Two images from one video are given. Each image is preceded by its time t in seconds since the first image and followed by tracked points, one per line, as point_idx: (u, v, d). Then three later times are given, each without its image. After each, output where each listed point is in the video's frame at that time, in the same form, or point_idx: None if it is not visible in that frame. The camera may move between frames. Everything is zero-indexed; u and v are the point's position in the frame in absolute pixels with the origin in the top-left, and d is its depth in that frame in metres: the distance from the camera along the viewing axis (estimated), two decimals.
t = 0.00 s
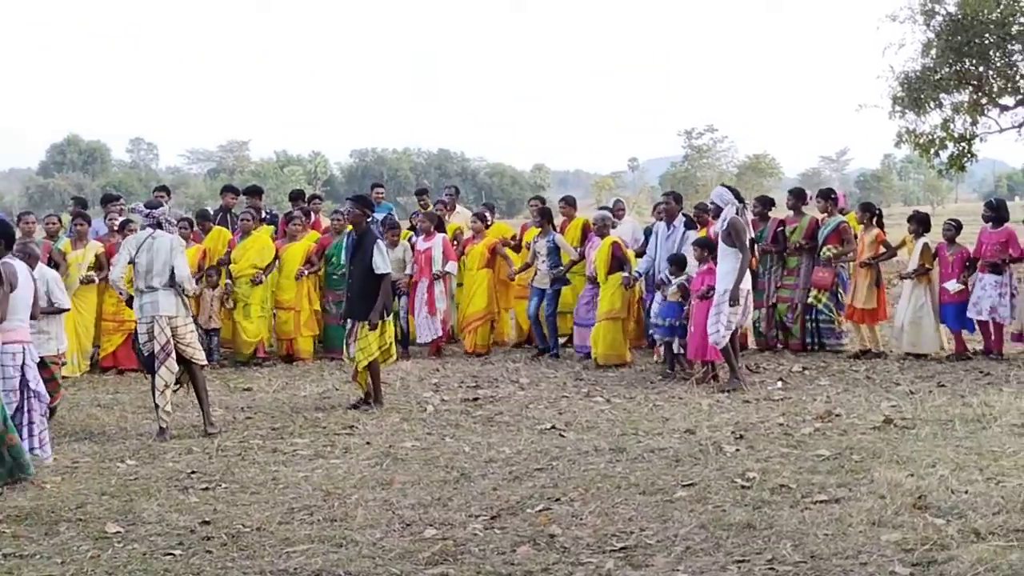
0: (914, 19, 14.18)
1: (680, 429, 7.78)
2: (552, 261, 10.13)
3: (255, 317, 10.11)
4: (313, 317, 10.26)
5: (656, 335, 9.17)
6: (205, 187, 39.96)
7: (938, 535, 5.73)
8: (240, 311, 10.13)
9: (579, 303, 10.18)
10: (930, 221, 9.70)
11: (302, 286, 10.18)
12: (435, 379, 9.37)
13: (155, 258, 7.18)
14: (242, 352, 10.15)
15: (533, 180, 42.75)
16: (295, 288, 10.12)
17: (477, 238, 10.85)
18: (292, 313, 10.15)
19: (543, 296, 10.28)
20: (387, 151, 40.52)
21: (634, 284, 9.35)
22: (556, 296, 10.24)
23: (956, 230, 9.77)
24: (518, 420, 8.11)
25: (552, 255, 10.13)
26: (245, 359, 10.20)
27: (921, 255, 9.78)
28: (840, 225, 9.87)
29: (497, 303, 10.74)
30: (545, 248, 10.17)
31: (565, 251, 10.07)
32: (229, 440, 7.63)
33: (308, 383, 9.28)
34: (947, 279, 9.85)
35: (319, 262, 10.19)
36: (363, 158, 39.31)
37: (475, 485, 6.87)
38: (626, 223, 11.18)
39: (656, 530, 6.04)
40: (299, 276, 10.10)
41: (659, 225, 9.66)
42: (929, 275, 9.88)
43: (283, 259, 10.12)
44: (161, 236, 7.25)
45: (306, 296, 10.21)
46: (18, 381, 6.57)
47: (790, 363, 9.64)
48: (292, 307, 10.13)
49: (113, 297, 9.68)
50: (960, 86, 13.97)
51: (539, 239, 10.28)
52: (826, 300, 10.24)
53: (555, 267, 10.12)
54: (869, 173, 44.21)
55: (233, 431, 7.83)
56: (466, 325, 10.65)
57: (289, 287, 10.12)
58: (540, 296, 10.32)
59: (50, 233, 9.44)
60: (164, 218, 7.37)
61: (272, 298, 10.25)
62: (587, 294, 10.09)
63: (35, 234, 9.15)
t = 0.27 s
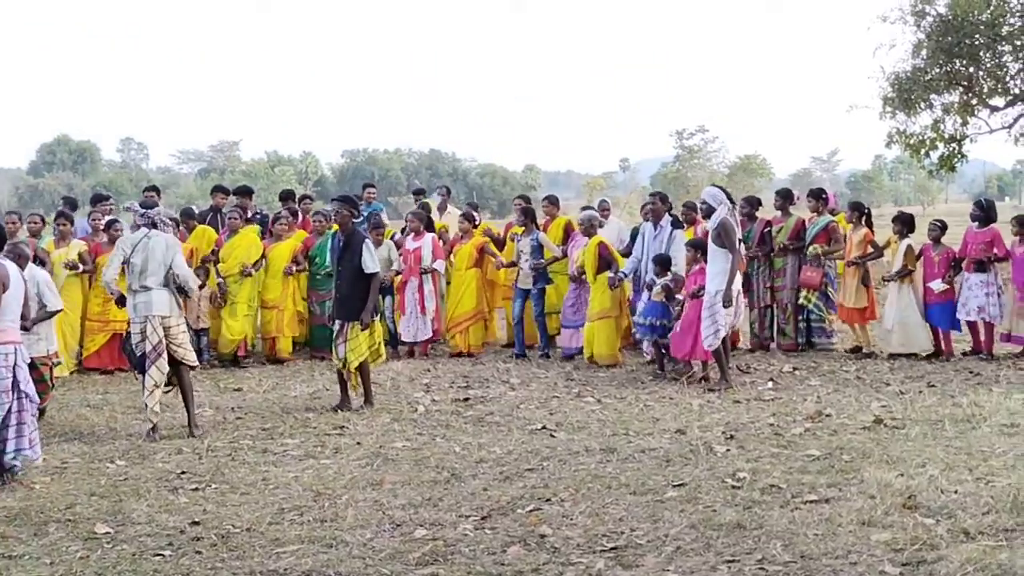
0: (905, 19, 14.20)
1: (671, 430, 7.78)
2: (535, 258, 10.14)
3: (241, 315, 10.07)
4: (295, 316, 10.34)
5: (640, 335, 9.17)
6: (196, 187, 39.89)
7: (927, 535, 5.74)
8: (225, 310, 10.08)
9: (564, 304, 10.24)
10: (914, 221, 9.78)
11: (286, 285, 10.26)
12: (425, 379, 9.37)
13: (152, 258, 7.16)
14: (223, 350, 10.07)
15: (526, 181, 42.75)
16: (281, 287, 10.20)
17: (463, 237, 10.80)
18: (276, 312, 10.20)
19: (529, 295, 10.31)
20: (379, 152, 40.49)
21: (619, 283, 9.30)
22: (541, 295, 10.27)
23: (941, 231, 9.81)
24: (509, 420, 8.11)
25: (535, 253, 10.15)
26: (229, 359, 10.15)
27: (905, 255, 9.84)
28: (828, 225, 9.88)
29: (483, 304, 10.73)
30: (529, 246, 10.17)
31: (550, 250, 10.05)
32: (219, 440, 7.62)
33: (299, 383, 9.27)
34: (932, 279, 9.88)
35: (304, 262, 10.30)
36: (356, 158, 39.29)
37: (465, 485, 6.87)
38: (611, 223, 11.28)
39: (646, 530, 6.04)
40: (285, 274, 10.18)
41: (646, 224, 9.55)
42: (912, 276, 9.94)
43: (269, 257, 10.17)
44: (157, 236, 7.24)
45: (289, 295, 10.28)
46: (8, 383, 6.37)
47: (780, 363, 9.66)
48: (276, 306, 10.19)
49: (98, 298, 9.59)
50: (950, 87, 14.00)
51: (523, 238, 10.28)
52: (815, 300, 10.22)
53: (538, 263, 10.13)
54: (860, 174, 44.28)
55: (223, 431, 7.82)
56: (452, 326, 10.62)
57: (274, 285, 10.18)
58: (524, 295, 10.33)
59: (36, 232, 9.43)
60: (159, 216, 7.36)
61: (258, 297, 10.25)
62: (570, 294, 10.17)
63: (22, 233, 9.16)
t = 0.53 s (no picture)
0: (895, 21, 14.27)
1: (662, 428, 7.85)
2: (521, 259, 10.19)
3: (239, 316, 10.11)
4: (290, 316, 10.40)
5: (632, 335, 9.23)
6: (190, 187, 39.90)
7: (916, 532, 5.80)
8: (223, 311, 10.12)
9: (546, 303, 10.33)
10: (897, 222, 9.83)
11: (280, 285, 10.30)
12: (419, 378, 9.42)
13: (161, 257, 7.24)
14: (220, 351, 10.12)
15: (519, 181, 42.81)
16: (275, 287, 10.24)
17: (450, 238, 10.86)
18: (272, 311, 10.25)
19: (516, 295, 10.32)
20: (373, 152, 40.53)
21: (606, 283, 9.35)
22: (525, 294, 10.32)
23: (923, 232, 9.85)
24: (502, 418, 8.16)
25: (521, 253, 10.19)
26: (227, 359, 10.18)
27: (889, 257, 9.86)
28: (815, 224, 10.11)
29: (474, 301, 10.76)
30: (514, 247, 10.23)
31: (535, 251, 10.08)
32: (214, 439, 7.67)
33: (293, 382, 9.32)
34: (913, 279, 9.88)
35: (297, 262, 10.35)
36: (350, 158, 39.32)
37: (459, 483, 6.92)
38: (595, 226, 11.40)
39: (638, 527, 6.10)
40: (280, 275, 10.22)
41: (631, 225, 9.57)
42: (895, 276, 10.00)
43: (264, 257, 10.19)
44: (167, 236, 7.32)
45: (284, 295, 10.34)
46: (10, 378, 6.49)
47: (772, 361, 9.72)
48: (272, 306, 10.24)
49: (86, 298, 9.64)
50: (940, 88, 14.09)
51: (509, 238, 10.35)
52: (795, 298, 10.34)
53: (524, 265, 10.18)
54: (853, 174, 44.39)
55: (217, 430, 7.86)
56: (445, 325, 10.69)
57: (269, 286, 10.22)
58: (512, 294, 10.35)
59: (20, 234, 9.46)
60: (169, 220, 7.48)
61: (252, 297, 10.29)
62: (552, 294, 10.25)
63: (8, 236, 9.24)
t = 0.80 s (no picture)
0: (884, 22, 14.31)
1: (652, 428, 7.85)
2: (506, 259, 10.11)
3: (230, 317, 10.09)
4: (281, 317, 10.39)
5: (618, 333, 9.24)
6: (181, 186, 39.82)
7: (904, 531, 5.81)
8: (214, 311, 10.09)
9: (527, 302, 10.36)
10: (880, 221, 9.86)
11: (272, 287, 10.30)
12: (409, 378, 9.42)
13: (162, 257, 7.22)
14: (212, 352, 10.08)
15: (511, 181, 42.81)
16: (267, 288, 10.24)
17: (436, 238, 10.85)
18: (263, 312, 10.24)
19: (503, 295, 10.26)
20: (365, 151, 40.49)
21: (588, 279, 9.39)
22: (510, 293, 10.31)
23: (904, 231, 9.90)
24: (491, 418, 8.16)
25: (507, 253, 10.13)
26: (216, 360, 10.14)
27: (871, 254, 9.92)
28: (797, 223, 10.00)
29: (459, 301, 10.72)
30: (499, 248, 10.16)
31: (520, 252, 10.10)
32: (203, 439, 7.66)
33: (283, 382, 9.31)
34: (896, 278, 9.83)
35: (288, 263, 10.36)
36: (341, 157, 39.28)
37: (448, 483, 6.92)
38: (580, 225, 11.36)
39: (628, 527, 6.10)
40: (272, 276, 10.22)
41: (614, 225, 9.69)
42: (880, 274, 10.02)
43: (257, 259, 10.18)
44: (167, 237, 7.31)
45: (275, 297, 10.34)
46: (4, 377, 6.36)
47: (761, 361, 9.73)
48: (262, 306, 10.23)
49: (68, 298, 9.62)
50: (929, 88, 14.12)
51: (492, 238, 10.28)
52: (773, 296, 10.27)
53: (508, 264, 10.11)
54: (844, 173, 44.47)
55: (206, 430, 7.85)
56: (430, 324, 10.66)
57: (260, 287, 10.22)
58: (495, 293, 10.33)
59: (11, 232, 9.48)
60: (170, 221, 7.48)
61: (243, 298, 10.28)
62: (537, 291, 10.22)
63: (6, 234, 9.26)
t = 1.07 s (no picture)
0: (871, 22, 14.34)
1: (640, 427, 7.85)
2: (489, 258, 10.08)
3: (217, 315, 10.07)
4: (269, 316, 10.37)
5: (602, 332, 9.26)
6: (168, 185, 39.71)
7: (891, 530, 5.82)
8: (201, 310, 10.07)
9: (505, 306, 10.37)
10: (860, 222, 9.87)
11: (259, 286, 10.28)
12: (397, 377, 9.41)
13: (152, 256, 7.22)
14: (198, 351, 10.06)
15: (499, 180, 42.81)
16: (254, 287, 10.22)
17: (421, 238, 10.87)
18: (250, 311, 10.22)
19: (483, 295, 10.29)
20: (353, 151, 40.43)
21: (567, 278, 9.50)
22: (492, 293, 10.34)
23: (884, 232, 9.89)
24: (479, 418, 8.15)
25: (489, 252, 10.08)
26: (203, 359, 10.10)
27: (851, 254, 9.92)
28: (775, 225, 9.96)
29: (444, 300, 10.70)
30: (481, 246, 10.10)
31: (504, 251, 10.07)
32: (190, 439, 7.63)
33: (270, 382, 9.29)
34: (875, 279, 9.92)
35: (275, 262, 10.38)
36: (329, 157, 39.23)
37: (436, 483, 6.91)
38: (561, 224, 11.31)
39: (615, 526, 6.10)
40: (259, 274, 10.23)
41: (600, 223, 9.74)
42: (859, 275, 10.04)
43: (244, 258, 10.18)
44: (157, 236, 7.30)
45: (262, 296, 10.32)
46: None
47: (749, 361, 9.74)
48: (250, 305, 10.20)
49: (51, 298, 9.57)
50: (915, 88, 14.16)
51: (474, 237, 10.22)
52: (755, 298, 10.31)
53: (491, 262, 10.07)
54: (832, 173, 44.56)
55: (193, 430, 7.83)
56: (413, 324, 10.67)
57: (248, 286, 10.19)
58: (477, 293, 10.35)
59: None
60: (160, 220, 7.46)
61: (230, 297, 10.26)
62: (513, 296, 10.30)
63: None
